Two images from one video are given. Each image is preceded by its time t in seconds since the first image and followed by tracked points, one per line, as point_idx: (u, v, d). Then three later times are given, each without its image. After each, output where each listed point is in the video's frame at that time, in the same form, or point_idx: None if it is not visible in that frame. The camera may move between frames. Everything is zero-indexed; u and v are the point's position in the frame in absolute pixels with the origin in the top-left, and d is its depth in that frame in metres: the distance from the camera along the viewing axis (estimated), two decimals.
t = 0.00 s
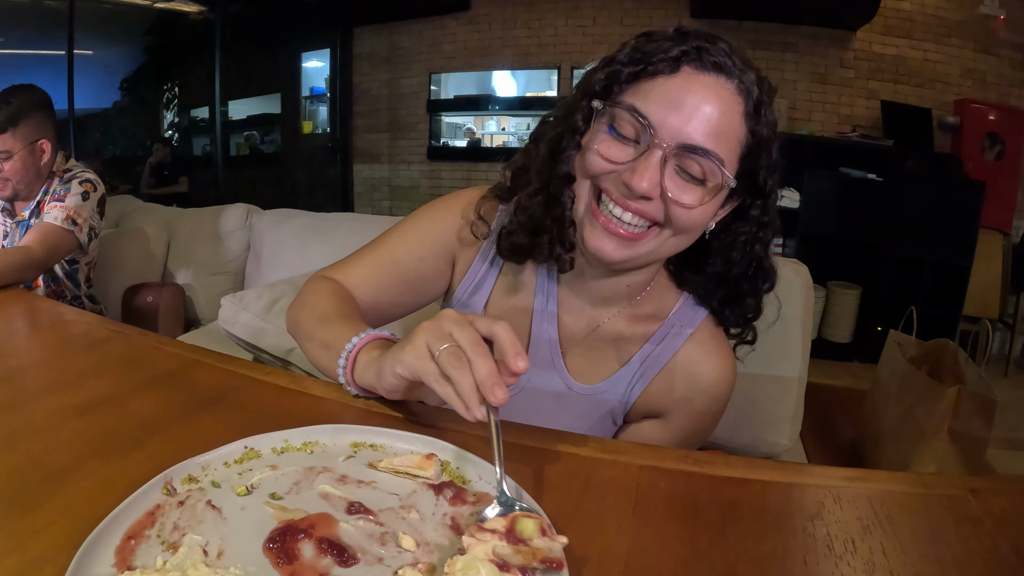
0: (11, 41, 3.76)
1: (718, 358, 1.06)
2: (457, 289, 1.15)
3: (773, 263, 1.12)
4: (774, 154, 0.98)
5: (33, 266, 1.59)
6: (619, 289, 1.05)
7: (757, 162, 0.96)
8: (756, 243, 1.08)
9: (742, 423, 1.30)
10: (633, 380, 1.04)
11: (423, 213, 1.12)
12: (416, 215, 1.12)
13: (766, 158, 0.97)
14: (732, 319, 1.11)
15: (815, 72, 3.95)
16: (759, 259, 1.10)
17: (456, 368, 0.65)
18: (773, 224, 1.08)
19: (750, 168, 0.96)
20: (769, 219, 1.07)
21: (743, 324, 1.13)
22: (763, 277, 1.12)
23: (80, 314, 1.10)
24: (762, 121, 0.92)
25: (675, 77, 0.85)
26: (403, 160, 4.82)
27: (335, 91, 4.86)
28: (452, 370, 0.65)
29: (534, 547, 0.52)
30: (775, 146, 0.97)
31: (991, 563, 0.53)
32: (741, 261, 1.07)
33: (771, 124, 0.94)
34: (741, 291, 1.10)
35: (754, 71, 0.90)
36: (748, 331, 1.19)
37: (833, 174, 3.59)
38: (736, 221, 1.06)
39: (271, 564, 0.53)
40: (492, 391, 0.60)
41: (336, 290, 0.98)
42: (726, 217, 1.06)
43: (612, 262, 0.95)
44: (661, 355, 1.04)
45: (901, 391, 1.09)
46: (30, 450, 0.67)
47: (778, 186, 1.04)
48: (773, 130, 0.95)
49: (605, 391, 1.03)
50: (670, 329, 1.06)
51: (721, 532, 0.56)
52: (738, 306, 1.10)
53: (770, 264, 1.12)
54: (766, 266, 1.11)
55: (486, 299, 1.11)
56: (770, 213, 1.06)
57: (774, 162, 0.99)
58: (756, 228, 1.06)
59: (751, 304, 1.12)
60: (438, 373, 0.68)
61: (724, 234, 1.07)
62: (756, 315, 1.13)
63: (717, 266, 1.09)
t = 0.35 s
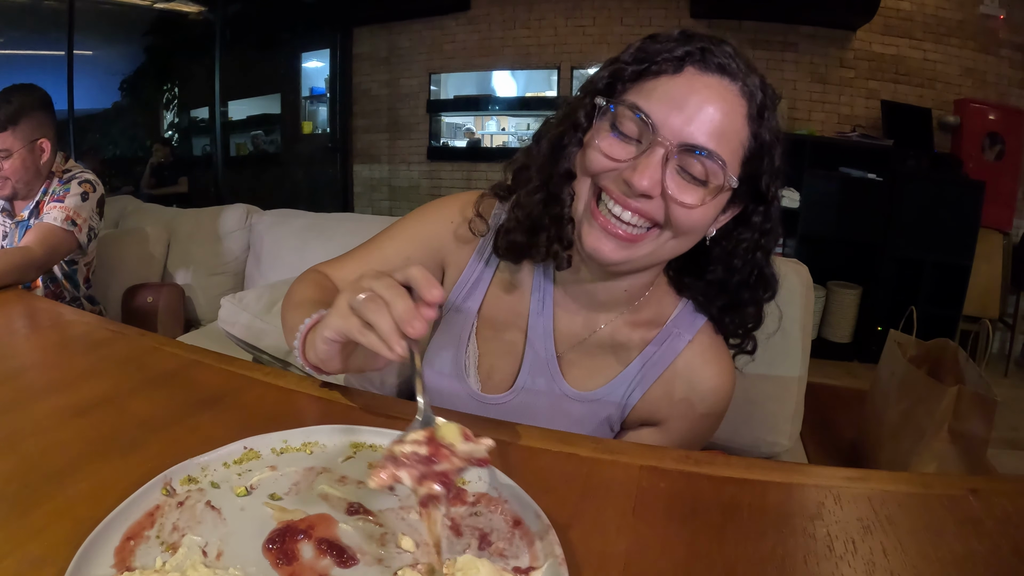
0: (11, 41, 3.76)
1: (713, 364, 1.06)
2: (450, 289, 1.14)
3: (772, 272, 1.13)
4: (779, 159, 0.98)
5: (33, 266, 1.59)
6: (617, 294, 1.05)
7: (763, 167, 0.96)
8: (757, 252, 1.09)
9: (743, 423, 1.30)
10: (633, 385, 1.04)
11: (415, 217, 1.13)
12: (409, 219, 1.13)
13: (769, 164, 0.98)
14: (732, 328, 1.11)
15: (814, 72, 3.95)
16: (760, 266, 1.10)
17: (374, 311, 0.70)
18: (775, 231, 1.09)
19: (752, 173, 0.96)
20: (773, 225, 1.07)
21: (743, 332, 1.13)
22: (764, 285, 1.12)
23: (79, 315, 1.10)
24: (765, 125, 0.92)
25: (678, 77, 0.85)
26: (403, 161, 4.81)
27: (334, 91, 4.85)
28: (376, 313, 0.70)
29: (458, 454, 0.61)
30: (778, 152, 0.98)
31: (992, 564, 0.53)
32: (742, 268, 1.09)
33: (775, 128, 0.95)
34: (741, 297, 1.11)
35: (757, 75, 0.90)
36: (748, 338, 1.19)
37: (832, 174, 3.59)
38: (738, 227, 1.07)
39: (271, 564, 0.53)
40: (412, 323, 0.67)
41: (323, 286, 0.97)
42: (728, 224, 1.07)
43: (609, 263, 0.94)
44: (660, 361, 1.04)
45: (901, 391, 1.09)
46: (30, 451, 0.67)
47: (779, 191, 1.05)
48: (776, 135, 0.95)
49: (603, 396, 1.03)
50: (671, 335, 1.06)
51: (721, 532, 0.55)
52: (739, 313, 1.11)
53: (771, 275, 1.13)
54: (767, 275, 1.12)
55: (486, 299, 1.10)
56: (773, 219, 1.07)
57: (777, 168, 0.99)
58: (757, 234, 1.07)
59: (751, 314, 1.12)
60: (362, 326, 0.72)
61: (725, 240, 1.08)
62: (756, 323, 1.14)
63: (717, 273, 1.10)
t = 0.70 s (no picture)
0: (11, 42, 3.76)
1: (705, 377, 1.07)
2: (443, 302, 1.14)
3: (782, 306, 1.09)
4: (795, 191, 0.93)
5: (32, 267, 1.59)
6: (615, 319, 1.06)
7: (776, 201, 0.91)
8: (767, 288, 1.04)
9: (746, 424, 1.31)
10: (633, 403, 1.05)
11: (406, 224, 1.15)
12: (404, 223, 1.16)
13: (785, 199, 0.93)
14: (736, 354, 1.10)
15: (814, 71, 3.95)
16: (770, 301, 1.06)
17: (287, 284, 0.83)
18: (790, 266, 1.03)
19: (764, 208, 0.91)
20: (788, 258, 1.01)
21: (746, 360, 1.11)
22: (773, 318, 1.09)
23: (80, 315, 1.10)
24: (781, 156, 0.87)
25: (686, 106, 0.80)
26: (402, 161, 4.82)
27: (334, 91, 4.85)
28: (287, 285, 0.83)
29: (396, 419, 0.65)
30: (796, 184, 0.93)
31: (991, 563, 0.53)
32: (747, 301, 1.05)
33: (793, 160, 0.90)
34: (746, 329, 1.08)
35: (775, 105, 0.85)
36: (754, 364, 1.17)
37: (831, 173, 3.60)
38: (747, 260, 1.01)
39: (271, 565, 0.54)
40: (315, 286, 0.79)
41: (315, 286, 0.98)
42: (738, 254, 1.01)
43: (601, 296, 0.94)
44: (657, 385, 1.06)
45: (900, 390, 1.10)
46: (30, 452, 0.67)
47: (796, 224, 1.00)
48: (793, 168, 0.90)
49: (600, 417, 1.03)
50: (671, 355, 1.07)
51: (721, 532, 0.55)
52: (742, 343, 1.09)
53: (782, 301, 1.08)
54: (778, 308, 1.08)
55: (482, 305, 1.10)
56: (790, 251, 1.00)
57: (793, 201, 0.94)
58: (769, 267, 1.01)
59: (756, 346, 1.10)
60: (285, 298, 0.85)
61: (732, 273, 1.04)
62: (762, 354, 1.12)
63: (721, 303, 1.06)
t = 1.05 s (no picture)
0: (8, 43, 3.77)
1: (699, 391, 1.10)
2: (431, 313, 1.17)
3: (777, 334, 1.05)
4: (789, 220, 0.88)
5: (30, 268, 1.58)
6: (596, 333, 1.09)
7: (766, 231, 0.86)
8: (756, 315, 1.01)
9: (743, 422, 1.31)
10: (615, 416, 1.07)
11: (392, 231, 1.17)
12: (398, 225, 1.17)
13: (777, 229, 0.88)
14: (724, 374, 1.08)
15: (812, 69, 3.95)
16: (760, 330, 1.03)
17: (241, 337, 0.75)
18: (782, 294, 1.00)
19: (754, 238, 0.87)
20: (780, 287, 0.98)
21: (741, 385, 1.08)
22: (763, 346, 1.05)
23: (77, 316, 1.09)
24: (771, 186, 0.82)
25: (664, 136, 0.74)
26: (399, 160, 4.80)
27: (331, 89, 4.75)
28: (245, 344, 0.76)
29: (407, 458, 0.63)
30: (789, 211, 0.87)
31: (990, 560, 0.53)
32: (733, 328, 1.02)
33: (785, 187, 0.85)
34: (736, 355, 1.06)
35: (764, 131, 0.79)
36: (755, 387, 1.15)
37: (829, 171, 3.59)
38: (735, 290, 0.98)
39: (270, 564, 0.53)
40: (272, 342, 0.71)
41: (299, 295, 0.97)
42: (728, 282, 0.97)
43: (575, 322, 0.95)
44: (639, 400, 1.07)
45: (898, 388, 1.10)
46: (28, 452, 0.67)
47: (792, 250, 0.95)
48: (783, 196, 0.85)
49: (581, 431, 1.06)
50: (654, 371, 1.07)
51: (720, 531, 0.55)
52: (731, 367, 1.06)
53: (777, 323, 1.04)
54: (770, 335, 1.04)
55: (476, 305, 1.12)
56: (782, 279, 0.97)
57: (787, 227, 0.89)
58: (758, 297, 0.98)
59: (751, 369, 1.07)
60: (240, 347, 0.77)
61: (718, 299, 1.00)
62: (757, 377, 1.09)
63: (708, 330, 1.05)
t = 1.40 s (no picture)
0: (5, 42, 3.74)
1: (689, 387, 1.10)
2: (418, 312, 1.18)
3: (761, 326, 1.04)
4: (764, 208, 0.87)
5: (27, 268, 1.58)
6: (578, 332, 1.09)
7: (741, 220, 0.85)
8: (736, 309, 1.00)
9: (741, 418, 1.31)
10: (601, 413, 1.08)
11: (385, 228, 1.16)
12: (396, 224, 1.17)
13: (750, 218, 0.86)
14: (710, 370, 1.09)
15: (809, 67, 3.96)
16: (741, 323, 1.02)
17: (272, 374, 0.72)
18: (764, 283, 0.98)
19: (730, 228, 0.85)
20: (759, 279, 0.97)
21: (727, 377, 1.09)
22: (748, 341, 1.04)
23: (75, 316, 1.09)
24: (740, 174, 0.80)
25: (621, 134, 0.73)
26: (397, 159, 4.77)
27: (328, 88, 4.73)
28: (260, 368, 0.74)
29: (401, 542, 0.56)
30: (761, 199, 0.86)
31: (989, 556, 0.53)
32: (714, 321, 1.02)
33: (755, 175, 0.83)
34: (722, 348, 1.05)
35: (728, 121, 0.78)
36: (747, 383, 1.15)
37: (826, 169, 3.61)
38: (710, 285, 0.98)
39: (269, 564, 0.53)
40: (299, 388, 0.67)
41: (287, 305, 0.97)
42: (704, 275, 0.97)
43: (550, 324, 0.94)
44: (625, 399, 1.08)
45: (896, 386, 1.10)
46: (28, 453, 0.67)
47: (772, 238, 0.94)
48: (754, 185, 0.83)
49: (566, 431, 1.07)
50: (637, 368, 1.09)
51: (720, 530, 0.55)
52: (716, 364, 1.07)
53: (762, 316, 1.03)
54: (752, 328, 1.03)
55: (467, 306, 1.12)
56: (761, 270, 0.96)
57: (760, 215, 0.88)
58: (738, 290, 0.97)
59: (736, 365, 1.07)
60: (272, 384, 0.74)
61: (698, 292, 1.00)
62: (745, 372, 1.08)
63: (689, 325, 1.05)
